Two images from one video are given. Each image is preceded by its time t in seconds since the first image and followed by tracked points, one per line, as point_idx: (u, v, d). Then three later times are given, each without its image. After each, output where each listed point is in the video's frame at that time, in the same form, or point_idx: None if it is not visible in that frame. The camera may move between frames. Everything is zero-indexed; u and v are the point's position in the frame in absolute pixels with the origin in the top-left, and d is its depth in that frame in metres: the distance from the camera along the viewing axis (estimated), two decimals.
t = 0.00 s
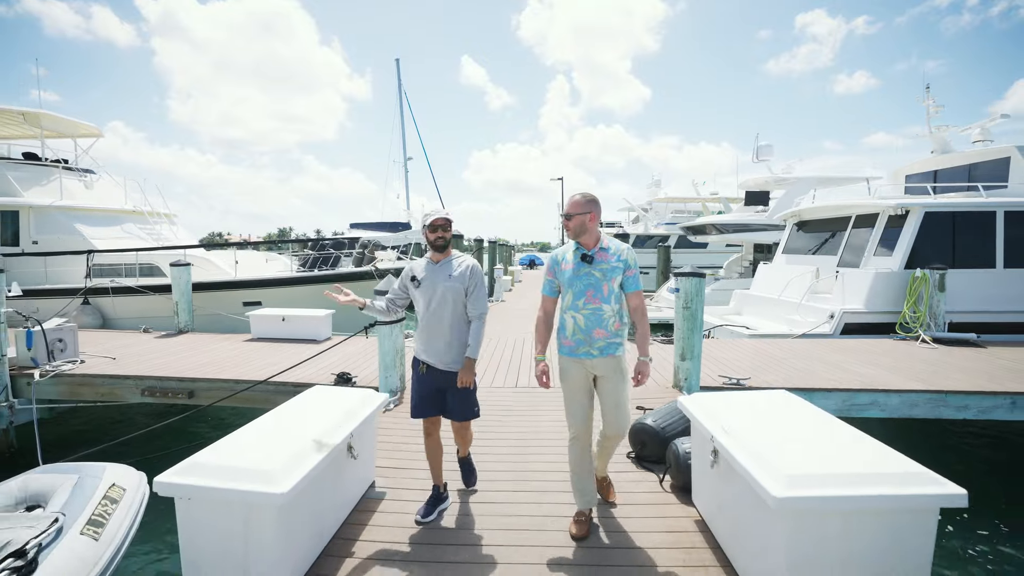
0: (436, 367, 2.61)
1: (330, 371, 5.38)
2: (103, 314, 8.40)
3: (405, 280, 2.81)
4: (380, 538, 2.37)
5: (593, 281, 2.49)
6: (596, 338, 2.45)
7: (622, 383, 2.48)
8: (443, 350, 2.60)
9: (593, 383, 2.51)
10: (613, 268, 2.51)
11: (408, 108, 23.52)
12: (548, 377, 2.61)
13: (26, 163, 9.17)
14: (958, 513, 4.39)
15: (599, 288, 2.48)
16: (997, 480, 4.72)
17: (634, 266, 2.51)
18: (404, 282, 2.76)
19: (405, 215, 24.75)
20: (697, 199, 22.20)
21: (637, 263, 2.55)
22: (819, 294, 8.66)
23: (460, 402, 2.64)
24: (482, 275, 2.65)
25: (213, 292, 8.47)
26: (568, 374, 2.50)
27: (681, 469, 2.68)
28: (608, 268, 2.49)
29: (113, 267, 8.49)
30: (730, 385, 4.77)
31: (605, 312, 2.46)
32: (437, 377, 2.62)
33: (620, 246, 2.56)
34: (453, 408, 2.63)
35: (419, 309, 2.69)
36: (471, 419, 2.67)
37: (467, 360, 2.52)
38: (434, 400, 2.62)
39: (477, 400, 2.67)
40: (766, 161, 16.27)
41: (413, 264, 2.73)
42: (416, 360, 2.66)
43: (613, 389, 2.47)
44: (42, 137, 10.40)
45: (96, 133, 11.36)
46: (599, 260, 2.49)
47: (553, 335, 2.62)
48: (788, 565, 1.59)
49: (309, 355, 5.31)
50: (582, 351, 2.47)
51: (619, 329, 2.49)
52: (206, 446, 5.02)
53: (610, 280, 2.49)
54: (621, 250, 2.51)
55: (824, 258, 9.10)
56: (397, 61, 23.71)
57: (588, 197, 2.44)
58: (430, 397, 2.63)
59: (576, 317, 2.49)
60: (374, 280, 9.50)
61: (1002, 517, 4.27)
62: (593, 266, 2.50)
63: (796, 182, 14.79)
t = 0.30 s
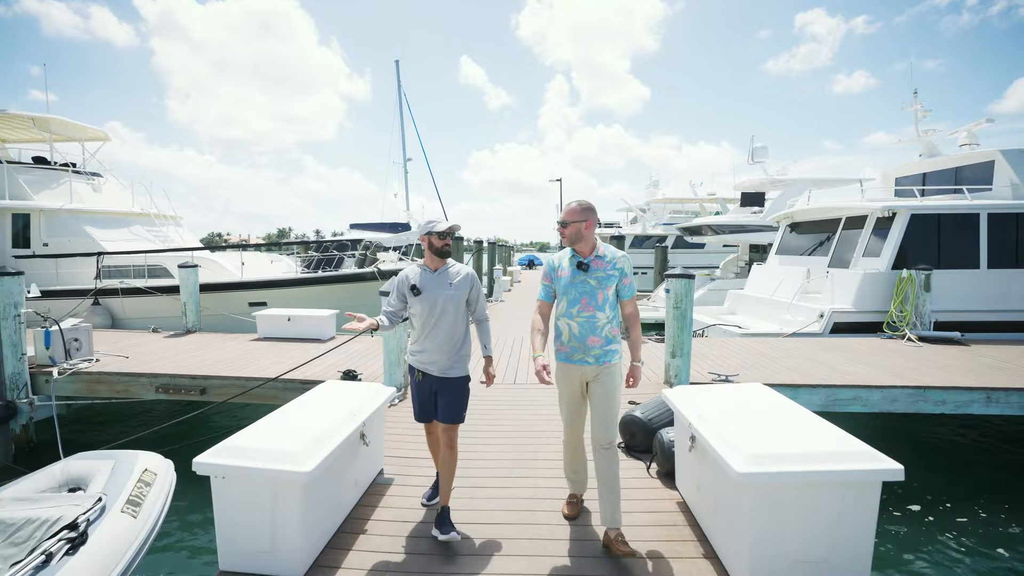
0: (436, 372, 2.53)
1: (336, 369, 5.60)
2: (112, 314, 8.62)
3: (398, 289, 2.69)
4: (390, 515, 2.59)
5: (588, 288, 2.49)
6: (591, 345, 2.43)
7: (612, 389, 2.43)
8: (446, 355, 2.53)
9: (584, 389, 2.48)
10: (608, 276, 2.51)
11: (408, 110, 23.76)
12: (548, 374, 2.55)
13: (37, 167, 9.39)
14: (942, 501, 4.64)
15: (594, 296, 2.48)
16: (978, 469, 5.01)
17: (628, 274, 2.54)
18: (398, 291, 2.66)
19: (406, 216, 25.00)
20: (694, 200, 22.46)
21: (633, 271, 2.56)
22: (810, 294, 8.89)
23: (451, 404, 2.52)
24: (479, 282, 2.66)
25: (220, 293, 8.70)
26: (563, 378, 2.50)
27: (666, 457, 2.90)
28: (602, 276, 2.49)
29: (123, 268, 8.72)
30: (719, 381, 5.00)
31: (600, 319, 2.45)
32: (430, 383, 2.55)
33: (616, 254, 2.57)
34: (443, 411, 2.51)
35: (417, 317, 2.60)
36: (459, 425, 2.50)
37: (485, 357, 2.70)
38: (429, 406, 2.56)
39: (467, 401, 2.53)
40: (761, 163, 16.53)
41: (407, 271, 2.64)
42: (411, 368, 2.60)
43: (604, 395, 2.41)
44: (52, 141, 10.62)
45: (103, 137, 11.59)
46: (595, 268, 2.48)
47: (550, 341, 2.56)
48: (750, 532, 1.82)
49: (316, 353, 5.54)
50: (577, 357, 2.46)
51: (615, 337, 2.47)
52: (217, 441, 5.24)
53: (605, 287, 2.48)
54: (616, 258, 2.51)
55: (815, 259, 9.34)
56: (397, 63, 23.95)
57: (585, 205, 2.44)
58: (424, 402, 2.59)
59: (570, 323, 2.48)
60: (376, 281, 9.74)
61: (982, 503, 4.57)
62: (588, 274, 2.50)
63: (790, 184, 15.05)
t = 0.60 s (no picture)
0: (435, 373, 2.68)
1: (342, 364, 5.82)
2: (121, 313, 8.84)
3: (399, 285, 2.79)
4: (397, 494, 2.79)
5: (591, 289, 2.50)
6: (595, 346, 2.47)
7: (615, 393, 2.48)
8: (445, 358, 2.67)
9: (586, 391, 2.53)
10: (610, 276, 2.52)
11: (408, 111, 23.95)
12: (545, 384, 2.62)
13: (46, 169, 9.58)
14: (923, 489, 4.87)
15: (596, 296, 2.49)
16: (958, 461, 5.24)
17: (631, 273, 2.53)
18: (400, 288, 2.76)
19: (406, 216, 25.22)
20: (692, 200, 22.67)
21: (636, 270, 2.56)
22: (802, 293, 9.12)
23: (453, 407, 2.68)
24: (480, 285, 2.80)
25: (226, 292, 8.91)
26: (563, 380, 2.52)
27: (653, 443, 3.11)
28: (605, 276, 2.50)
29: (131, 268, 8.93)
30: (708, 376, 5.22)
31: (602, 321, 2.48)
32: (431, 384, 2.69)
33: (617, 253, 2.57)
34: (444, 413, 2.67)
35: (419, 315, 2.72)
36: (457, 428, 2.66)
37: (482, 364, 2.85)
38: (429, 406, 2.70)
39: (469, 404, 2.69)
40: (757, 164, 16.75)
41: (410, 269, 2.75)
42: (410, 368, 2.72)
43: (608, 396, 2.48)
44: (60, 143, 10.81)
45: (109, 139, 11.79)
46: (597, 268, 2.49)
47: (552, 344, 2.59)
48: (721, 503, 2.04)
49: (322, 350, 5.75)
50: (580, 358, 2.49)
51: (618, 337, 2.51)
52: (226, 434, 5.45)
53: (607, 288, 2.50)
54: (618, 258, 2.52)
55: (807, 259, 9.57)
56: (396, 64, 24.15)
57: (586, 204, 2.45)
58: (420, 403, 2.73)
59: (574, 325, 2.50)
60: (378, 281, 9.95)
61: (961, 491, 4.81)
62: (590, 274, 2.51)
63: (785, 185, 15.27)
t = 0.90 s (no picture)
0: (440, 371, 2.75)
1: (346, 361, 6.03)
2: (130, 312, 9.06)
3: (400, 287, 2.86)
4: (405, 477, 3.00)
5: (590, 290, 2.43)
6: (594, 348, 2.40)
7: (614, 390, 2.45)
8: (448, 356, 2.75)
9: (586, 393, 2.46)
10: (609, 277, 2.43)
11: (408, 112, 24.19)
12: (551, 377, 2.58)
13: (56, 171, 9.78)
14: (905, 480, 5.10)
15: (595, 297, 2.42)
16: (939, 454, 5.47)
17: (631, 273, 2.43)
18: (402, 289, 2.82)
19: (406, 217, 25.46)
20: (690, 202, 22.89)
21: (635, 270, 2.46)
22: (795, 292, 9.34)
23: (455, 403, 2.77)
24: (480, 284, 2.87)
25: (233, 292, 9.13)
26: (563, 380, 2.41)
27: (642, 430, 3.35)
28: (604, 277, 2.41)
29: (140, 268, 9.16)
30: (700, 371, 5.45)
31: (602, 321, 2.40)
32: (437, 381, 2.75)
33: (617, 253, 2.48)
34: (446, 408, 2.75)
35: (422, 316, 2.81)
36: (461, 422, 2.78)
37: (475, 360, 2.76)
38: (428, 405, 2.74)
39: (468, 400, 2.80)
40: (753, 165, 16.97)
41: (411, 270, 2.82)
42: (412, 368, 2.77)
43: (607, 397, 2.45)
44: (68, 146, 11.02)
45: (116, 142, 11.99)
46: (595, 269, 2.41)
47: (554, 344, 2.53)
48: (699, 479, 2.26)
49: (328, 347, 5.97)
50: (580, 360, 2.41)
51: (617, 338, 2.43)
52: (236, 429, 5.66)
53: (607, 289, 2.41)
54: (617, 258, 2.43)
55: (799, 259, 9.79)
56: (397, 65, 24.30)
57: (583, 207, 2.37)
58: (419, 399, 2.73)
59: (573, 326, 2.43)
60: (380, 281, 10.17)
61: (940, 482, 5.03)
62: (589, 275, 2.43)
63: (780, 186, 15.48)
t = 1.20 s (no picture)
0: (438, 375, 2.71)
1: (351, 358, 6.26)
2: (138, 311, 9.28)
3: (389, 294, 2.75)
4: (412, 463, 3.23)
5: (579, 291, 2.53)
6: (581, 347, 2.49)
7: (607, 389, 2.53)
8: (446, 360, 2.71)
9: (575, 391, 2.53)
10: (599, 277, 2.52)
11: (408, 113, 24.44)
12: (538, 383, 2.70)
13: (66, 173, 10.01)
14: (890, 471, 5.32)
15: (584, 298, 2.51)
16: (923, 447, 5.69)
17: (621, 275, 2.52)
18: (392, 296, 2.73)
19: (406, 217, 25.71)
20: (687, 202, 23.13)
21: (625, 271, 2.55)
22: (787, 292, 9.57)
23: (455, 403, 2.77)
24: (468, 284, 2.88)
25: (239, 291, 9.35)
26: (553, 381, 2.51)
27: (633, 420, 3.58)
28: (593, 278, 2.50)
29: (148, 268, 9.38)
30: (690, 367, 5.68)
31: (591, 322, 2.49)
32: (436, 386, 2.70)
33: (607, 255, 2.58)
34: (448, 410, 2.75)
35: (415, 321, 2.73)
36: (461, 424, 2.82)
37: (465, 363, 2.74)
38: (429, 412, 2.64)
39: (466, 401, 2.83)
40: (749, 167, 17.20)
41: (400, 276, 2.73)
42: (408, 372, 2.69)
43: (598, 396, 2.52)
44: (77, 148, 11.24)
45: (122, 144, 12.20)
46: (585, 269, 2.51)
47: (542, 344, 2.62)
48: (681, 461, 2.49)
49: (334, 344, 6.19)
50: (568, 360, 2.50)
51: (606, 338, 2.51)
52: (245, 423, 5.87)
53: (596, 290, 2.50)
54: (607, 260, 2.52)
55: (792, 259, 10.02)
56: (397, 66, 24.52)
57: (575, 208, 2.47)
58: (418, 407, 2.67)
59: (562, 326, 2.52)
60: (382, 281, 10.39)
61: (922, 473, 5.26)
62: (578, 276, 2.53)
63: (775, 187, 15.71)
